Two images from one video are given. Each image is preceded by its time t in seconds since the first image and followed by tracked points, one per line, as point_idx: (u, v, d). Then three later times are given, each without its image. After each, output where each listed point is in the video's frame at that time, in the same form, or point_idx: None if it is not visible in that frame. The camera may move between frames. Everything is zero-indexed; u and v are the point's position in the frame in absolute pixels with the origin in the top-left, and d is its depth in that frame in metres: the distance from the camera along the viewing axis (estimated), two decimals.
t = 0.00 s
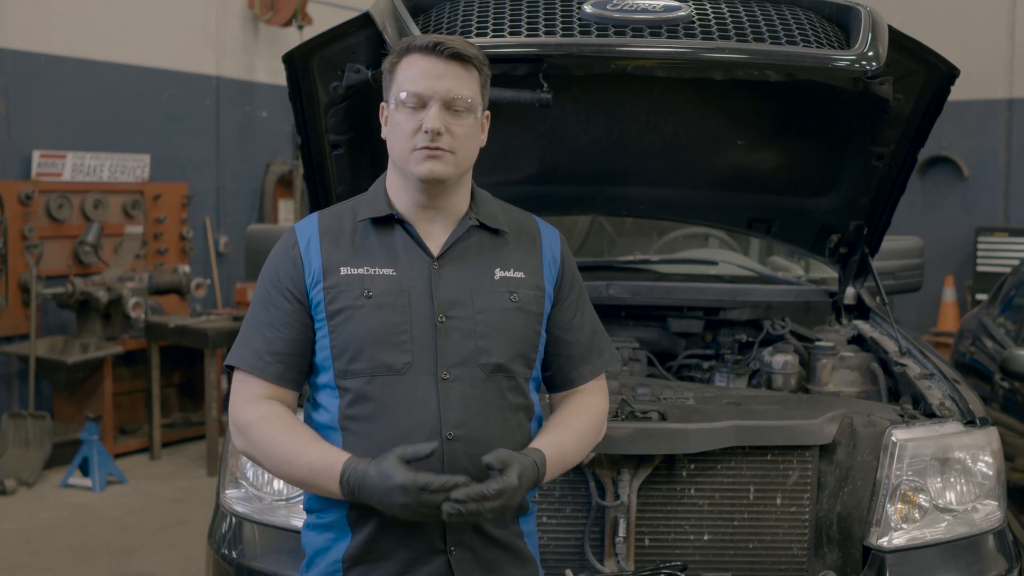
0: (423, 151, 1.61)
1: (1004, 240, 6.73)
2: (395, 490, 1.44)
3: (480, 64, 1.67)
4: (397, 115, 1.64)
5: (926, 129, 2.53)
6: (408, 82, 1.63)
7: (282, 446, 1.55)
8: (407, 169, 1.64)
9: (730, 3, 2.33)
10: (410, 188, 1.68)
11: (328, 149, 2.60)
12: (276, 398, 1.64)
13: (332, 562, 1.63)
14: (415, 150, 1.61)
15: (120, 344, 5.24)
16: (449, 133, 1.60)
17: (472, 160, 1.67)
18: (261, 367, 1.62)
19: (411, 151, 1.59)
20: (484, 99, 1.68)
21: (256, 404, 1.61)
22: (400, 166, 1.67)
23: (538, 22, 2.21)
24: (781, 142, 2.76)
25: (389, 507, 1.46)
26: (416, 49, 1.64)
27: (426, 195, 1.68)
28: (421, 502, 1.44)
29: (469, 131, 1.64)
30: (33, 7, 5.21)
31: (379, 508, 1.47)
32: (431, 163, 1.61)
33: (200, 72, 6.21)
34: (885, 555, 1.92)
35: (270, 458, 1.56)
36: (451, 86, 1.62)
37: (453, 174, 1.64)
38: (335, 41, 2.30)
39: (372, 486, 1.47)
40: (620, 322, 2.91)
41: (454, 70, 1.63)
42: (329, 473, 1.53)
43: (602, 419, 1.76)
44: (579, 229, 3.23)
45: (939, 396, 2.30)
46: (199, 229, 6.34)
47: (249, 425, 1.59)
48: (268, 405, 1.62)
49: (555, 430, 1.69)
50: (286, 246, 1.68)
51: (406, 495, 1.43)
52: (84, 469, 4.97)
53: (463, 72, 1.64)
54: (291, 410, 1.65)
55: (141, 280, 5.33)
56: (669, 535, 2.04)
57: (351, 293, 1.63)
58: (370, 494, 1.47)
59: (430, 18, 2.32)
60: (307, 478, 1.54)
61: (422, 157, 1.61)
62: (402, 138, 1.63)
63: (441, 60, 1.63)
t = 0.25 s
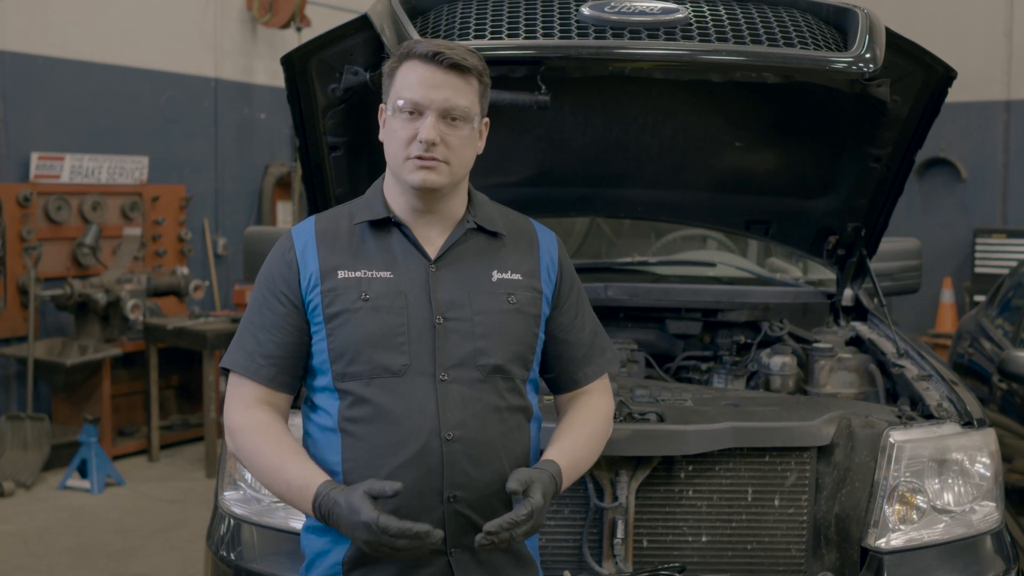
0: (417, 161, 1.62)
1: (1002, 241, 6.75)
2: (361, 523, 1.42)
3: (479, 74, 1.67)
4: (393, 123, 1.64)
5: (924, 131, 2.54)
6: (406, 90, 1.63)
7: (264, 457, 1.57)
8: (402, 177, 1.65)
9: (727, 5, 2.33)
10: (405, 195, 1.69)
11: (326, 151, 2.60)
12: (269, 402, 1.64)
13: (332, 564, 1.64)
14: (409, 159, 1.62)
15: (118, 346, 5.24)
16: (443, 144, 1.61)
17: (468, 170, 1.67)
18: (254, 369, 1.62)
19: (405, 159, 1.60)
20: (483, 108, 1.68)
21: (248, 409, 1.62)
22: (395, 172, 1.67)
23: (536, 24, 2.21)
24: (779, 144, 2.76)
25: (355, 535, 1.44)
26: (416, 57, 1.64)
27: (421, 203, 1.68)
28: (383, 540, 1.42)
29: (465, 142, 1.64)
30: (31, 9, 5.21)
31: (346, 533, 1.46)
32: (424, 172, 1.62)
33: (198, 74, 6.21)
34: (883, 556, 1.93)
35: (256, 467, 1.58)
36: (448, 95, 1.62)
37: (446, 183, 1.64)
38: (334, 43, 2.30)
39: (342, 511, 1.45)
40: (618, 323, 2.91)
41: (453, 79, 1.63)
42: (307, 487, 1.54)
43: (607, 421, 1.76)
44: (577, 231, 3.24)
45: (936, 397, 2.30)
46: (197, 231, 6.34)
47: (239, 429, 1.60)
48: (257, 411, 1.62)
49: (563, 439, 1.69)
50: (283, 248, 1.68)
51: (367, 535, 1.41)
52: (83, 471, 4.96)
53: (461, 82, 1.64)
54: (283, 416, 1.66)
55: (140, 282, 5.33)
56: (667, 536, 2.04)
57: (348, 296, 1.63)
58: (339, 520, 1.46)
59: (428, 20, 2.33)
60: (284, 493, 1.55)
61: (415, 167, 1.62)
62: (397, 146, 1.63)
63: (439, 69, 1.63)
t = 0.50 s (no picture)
0: (420, 159, 1.61)
1: (1001, 241, 6.75)
2: (407, 485, 1.46)
3: (479, 73, 1.67)
4: (394, 122, 1.64)
5: (923, 130, 2.54)
6: (406, 89, 1.63)
7: (279, 444, 1.56)
8: (403, 176, 1.65)
9: (726, 5, 2.33)
10: (405, 194, 1.69)
11: (325, 151, 2.60)
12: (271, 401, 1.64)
13: (332, 565, 1.63)
14: (412, 157, 1.61)
15: (117, 346, 5.24)
16: (447, 142, 1.61)
17: (468, 168, 1.68)
18: (259, 372, 1.62)
19: (408, 158, 1.60)
20: (482, 107, 1.69)
21: (251, 406, 1.61)
22: (395, 171, 1.67)
23: (535, 24, 2.22)
24: (778, 144, 2.76)
25: (397, 506, 1.47)
26: (416, 56, 1.63)
27: (421, 202, 1.68)
28: (430, 501, 1.46)
29: (467, 140, 1.64)
30: (31, 10, 5.21)
31: (383, 507, 1.48)
32: (428, 171, 1.62)
33: (198, 74, 6.21)
34: (881, 556, 1.93)
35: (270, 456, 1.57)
36: (450, 94, 1.62)
37: (449, 182, 1.64)
38: (333, 44, 2.30)
39: (381, 482, 1.48)
40: (618, 324, 2.91)
41: (454, 78, 1.63)
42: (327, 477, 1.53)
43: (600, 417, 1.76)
44: (576, 231, 3.24)
45: (935, 397, 2.30)
46: (196, 231, 6.33)
47: (247, 427, 1.60)
48: (263, 407, 1.62)
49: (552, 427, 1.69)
50: (282, 250, 1.68)
51: (418, 490, 1.45)
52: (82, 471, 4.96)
53: (462, 81, 1.64)
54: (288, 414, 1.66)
55: (139, 282, 5.33)
56: (666, 536, 2.04)
57: (347, 297, 1.63)
58: (376, 490, 1.48)
59: (427, 20, 2.33)
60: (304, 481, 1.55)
61: (419, 165, 1.62)
62: (399, 145, 1.63)
63: (441, 68, 1.63)
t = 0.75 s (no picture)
0: (424, 159, 1.61)
1: (1001, 240, 6.74)
2: (406, 476, 1.46)
3: (482, 74, 1.68)
4: (397, 120, 1.63)
5: (922, 129, 2.54)
6: (411, 88, 1.62)
7: (275, 443, 1.56)
8: (406, 175, 1.64)
9: (725, 4, 2.33)
10: (405, 192, 1.68)
11: (324, 151, 2.60)
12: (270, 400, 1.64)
13: (331, 565, 1.63)
14: (416, 156, 1.61)
15: (117, 346, 5.24)
16: (451, 143, 1.61)
17: (469, 168, 1.68)
18: (257, 372, 1.62)
19: (412, 158, 1.59)
20: (484, 107, 1.69)
21: (249, 406, 1.61)
22: (397, 169, 1.66)
23: (534, 23, 2.21)
24: (777, 143, 2.76)
25: (397, 500, 1.46)
26: (421, 54, 1.63)
27: (421, 201, 1.68)
28: (429, 492, 1.46)
29: (469, 140, 1.65)
30: (30, 9, 5.21)
31: (384, 501, 1.48)
32: (431, 170, 1.62)
33: (197, 73, 6.21)
34: (881, 555, 1.93)
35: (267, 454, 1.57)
36: (455, 94, 1.62)
37: (451, 182, 1.65)
38: (332, 43, 2.30)
39: (381, 474, 1.48)
40: (617, 323, 2.91)
41: (459, 79, 1.63)
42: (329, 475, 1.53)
43: (599, 417, 1.75)
44: (575, 231, 3.24)
45: (934, 396, 2.30)
46: (196, 230, 6.33)
47: (246, 426, 1.60)
48: (262, 406, 1.62)
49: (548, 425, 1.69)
50: (280, 250, 1.68)
51: (416, 481, 1.45)
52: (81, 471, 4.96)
53: (467, 81, 1.64)
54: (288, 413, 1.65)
55: (138, 282, 5.33)
56: (666, 535, 2.04)
57: (345, 297, 1.63)
58: (376, 484, 1.48)
59: (426, 19, 2.33)
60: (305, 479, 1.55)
61: (422, 165, 1.62)
62: (403, 143, 1.62)
63: (446, 68, 1.63)
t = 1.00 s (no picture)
0: (420, 157, 1.61)
1: (1000, 239, 6.73)
2: (387, 447, 1.45)
3: (478, 72, 1.68)
4: (394, 119, 1.63)
5: (920, 127, 2.54)
6: (407, 87, 1.63)
7: (274, 439, 1.56)
8: (403, 175, 1.64)
9: (724, 3, 2.33)
10: (403, 192, 1.68)
11: (323, 150, 2.60)
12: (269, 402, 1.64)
13: (329, 564, 1.63)
14: (413, 155, 1.61)
15: (116, 346, 5.24)
16: (448, 141, 1.61)
17: (466, 168, 1.68)
18: (254, 374, 1.62)
19: (409, 156, 1.59)
20: (481, 107, 1.69)
21: (247, 405, 1.61)
22: (394, 169, 1.66)
23: (532, 22, 2.21)
24: (775, 141, 2.76)
25: (382, 474, 1.45)
26: (418, 53, 1.63)
27: (419, 201, 1.68)
28: (414, 459, 1.44)
29: (466, 139, 1.64)
30: (29, 9, 5.21)
31: (372, 478, 1.46)
32: (428, 169, 1.61)
33: (196, 73, 6.20)
34: (880, 554, 1.93)
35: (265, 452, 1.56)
36: (451, 93, 1.62)
37: (448, 181, 1.64)
38: (331, 43, 2.30)
39: (364, 452, 1.47)
40: (616, 322, 2.91)
41: (455, 78, 1.63)
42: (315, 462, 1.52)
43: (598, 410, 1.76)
44: (575, 230, 3.24)
45: (934, 395, 2.30)
46: (195, 230, 6.33)
47: (240, 423, 1.60)
48: (260, 407, 1.62)
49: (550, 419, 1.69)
50: (277, 252, 1.68)
51: (398, 450, 1.44)
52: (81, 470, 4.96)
53: (464, 80, 1.64)
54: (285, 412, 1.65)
55: (138, 281, 5.33)
56: (665, 534, 2.04)
57: (344, 297, 1.63)
58: (361, 464, 1.47)
59: (425, 19, 2.32)
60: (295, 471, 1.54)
61: (419, 163, 1.61)
62: (400, 142, 1.62)
63: (443, 67, 1.63)
